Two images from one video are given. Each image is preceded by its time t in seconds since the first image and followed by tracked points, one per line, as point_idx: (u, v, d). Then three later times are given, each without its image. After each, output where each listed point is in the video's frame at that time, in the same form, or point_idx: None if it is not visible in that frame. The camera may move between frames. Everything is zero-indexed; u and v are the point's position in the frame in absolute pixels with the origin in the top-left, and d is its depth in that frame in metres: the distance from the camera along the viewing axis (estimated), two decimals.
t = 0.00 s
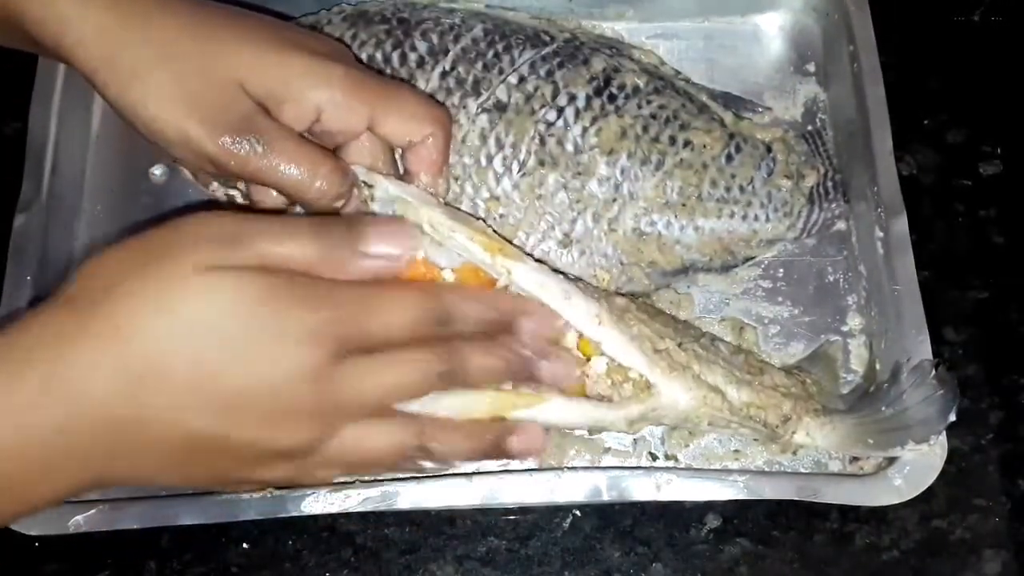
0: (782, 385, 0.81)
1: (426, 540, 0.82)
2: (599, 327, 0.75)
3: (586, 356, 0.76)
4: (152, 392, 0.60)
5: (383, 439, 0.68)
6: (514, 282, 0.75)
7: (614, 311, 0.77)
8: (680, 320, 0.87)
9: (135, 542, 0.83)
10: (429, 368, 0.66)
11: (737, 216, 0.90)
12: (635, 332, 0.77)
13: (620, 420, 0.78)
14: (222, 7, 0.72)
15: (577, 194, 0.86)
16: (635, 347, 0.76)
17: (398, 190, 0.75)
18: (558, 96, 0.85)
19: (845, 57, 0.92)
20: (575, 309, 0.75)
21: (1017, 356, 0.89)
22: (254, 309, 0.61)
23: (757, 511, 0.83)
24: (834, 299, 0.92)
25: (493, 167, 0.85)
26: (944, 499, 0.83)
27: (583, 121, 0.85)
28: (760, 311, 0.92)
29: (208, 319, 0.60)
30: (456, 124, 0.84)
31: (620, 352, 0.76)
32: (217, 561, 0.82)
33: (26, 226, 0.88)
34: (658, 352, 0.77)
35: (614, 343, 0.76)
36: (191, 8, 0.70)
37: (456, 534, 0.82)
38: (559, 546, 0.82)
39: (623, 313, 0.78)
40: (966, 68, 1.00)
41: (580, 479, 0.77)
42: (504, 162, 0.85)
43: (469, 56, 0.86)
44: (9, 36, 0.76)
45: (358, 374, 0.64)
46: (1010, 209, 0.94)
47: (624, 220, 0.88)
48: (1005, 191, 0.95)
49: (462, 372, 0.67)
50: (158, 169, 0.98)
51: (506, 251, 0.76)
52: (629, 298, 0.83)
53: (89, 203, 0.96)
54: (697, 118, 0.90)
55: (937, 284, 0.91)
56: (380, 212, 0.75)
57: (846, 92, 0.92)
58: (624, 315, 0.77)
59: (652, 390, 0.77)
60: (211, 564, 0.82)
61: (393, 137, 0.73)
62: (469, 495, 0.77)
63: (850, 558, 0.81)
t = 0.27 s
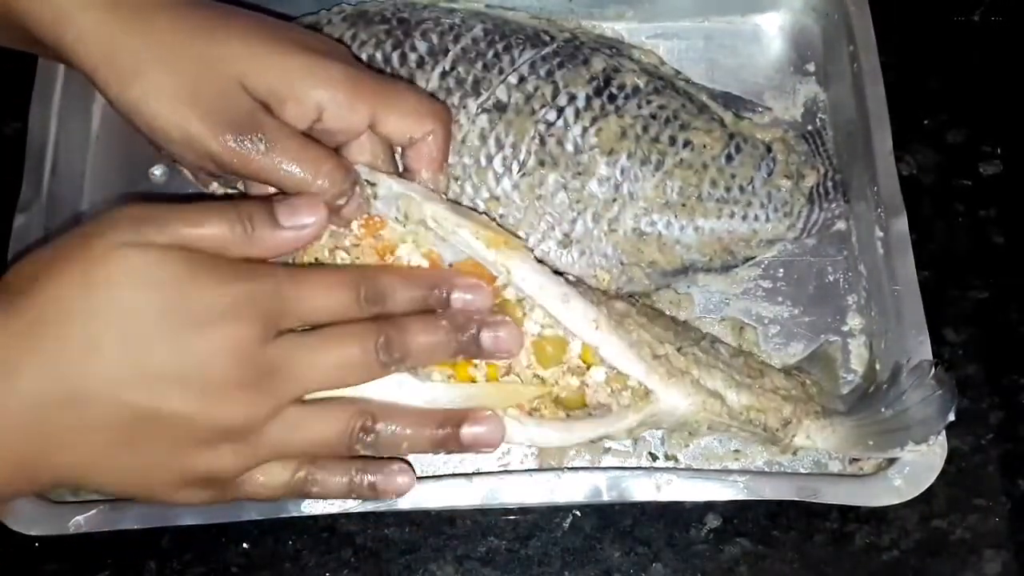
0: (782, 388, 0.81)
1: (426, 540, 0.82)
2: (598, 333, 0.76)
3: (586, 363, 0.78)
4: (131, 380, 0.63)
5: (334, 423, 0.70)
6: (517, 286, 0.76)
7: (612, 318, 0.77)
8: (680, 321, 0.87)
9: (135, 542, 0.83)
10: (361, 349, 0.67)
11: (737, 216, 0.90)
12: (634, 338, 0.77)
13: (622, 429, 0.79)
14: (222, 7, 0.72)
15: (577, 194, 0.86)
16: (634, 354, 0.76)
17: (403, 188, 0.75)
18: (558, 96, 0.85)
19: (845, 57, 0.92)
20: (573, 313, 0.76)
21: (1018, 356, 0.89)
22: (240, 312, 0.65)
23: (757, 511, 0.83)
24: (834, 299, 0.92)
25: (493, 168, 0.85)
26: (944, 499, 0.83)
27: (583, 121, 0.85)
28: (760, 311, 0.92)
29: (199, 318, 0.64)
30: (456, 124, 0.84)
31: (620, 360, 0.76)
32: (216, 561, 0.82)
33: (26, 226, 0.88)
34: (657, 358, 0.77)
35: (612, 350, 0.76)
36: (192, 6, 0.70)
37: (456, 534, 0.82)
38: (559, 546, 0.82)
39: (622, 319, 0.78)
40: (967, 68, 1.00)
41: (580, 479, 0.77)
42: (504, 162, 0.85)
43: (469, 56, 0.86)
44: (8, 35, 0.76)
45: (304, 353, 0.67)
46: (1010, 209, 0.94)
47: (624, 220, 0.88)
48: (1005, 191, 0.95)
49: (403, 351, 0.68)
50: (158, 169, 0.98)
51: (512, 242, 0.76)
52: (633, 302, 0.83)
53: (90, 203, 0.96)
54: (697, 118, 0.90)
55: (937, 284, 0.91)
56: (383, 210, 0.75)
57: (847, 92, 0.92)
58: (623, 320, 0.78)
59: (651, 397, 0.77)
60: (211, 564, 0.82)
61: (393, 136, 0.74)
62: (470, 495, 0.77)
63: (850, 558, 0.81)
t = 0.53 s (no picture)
0: (781, 387, 0.81)
1: (427, 540, 0.83)
2: (597, 331, 0.76)
3: (585, 361, 0.80)
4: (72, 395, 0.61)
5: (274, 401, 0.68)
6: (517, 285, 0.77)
7: (612, 316, 0.77)
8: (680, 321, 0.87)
9: (135, 542, 0.83)
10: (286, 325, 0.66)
11: (736, 216, 0.90)
12: (633, 336, 0.77)
13: (623, 427, 0.79)
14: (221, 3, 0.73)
15: (577, 194, 0.86)
16: (632, 351, 0.77)
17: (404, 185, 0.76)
18: (558, 97, 0.86)
19: (844, 58, 0.92)
20: (572, 312, 0.76)
21: (1017, 356, 0.89)
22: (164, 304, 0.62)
23: (756, 511, 0.83)
24: (833, 299, 0.92)
25: (493, 168, 0.85)
26: (943, 499, 0.83)
27: (583, 122, 0.86)
28: (759, 311, 0.92)
29: (138, 328, 0.61)
30: (457, 125, 0.85)
31: (619, 357, 0.76)
32: (217, 561, 0.82)
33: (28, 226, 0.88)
34: (656, 356, 0.77)
35: (611, 348, 0.76)
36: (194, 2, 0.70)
37: (456, 534, 0.82)
38: (559, 545, 0.82)
39: (620, 316, 0.78)
40: (965, 70, 1.00)
41: (579, 479, 0.77)
42: (504, 163, 0.85)
43: (469, 57, 0.86)
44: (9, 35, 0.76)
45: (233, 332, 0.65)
46: (1009, 210, 0.94)
47: (623, 221, 0.88)
48: (1004, 192, 0.95)
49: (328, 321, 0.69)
50: (158, 169, 0.98)
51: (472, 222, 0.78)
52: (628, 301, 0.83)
53: (92, 201, 0.95)
54: (697, 119, 0.91)
55: (936, 284, 0.92)
56: (383, 207, 0.76)
57: (846, 93, 0.93)
58: (623, 317, 0.78)
59: (650, 396, 0.78)
60: (211, 563, 0.82)
61: (393, 130, 0.75)
62: (469, 495, 0.77)
63: (850, 558, 0.81)
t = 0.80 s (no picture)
0: (781, 389, 0.81)
1: (427, 540, 0.82)
2: (597, 334, 0.76)
3: (586, 364, 0.79)
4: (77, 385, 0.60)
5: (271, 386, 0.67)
6: (517, 289, 0.76)
7: (612, 320, 0.77)
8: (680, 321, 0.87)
9: (135, 542, 0.83)
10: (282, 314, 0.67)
11: (736, 216, 0.90)
12: (633, 339, 0.77)
13: (623, 431, 0.79)
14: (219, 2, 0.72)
15: (577, 194, 0.86)
16: (632, 355, 0.76)
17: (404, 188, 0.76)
18: (558, 96, 0.85)
19: (845, 57, 0.92)
20: (572, 315, 0.76)
21: (1018, 356, 0.89)
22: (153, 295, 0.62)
23: (757, 511, 0.83)
24: (834, 299, 0.92)
25: (493, 168, 0.85)
26: (944, 499, 0.83)
27: (583, 121, 0.85)
28: (760, 311, 0.92)
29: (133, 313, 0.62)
30: (457, 124, 0.84)
31: (618, 361, 0.76)
32: (216, 561, 0.82)
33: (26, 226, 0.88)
34: (656, 360, 0.77)
35: (611, 351, 0.76)
36: None
37: (456, 534, 0.82)
38: (559, 546, 0.82)
39: (620, 319, 0.78)
40: (966, 69, 1.00)
41: (579, 480, 0.77)
42: (504, 162, 0.85)
43: (469, 57, 0.86)
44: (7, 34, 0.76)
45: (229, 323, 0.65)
46: (1010, 209, 0.94)
47: (623, 220, 0.88)
48: (1005, 191, 0.95)
49: (320, 319, 0.69)
50: (158, 169, 0.98)
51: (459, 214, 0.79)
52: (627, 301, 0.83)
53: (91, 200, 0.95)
54: (697, 118, 0.90)
55: (937, 284, 0.91)
56: (383, 209, 0.76)
57: (847, 92, 0.92)
58: (623, 321, 0.78)
59: (650, 400, 0.77)
60: (211, 563, 0.82)
61: (393, 132, 0.74)
62: (469, 495, 0.77)
63: (850, 558, 0.81)
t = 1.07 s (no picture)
0: (780, 387, 0.80)
1: (427, 540, 0.82)
2: (596, 330, 0.76)
3: (585, 362, 0.79)
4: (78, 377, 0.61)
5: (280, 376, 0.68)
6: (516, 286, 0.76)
7: (611, 317, 0.77)
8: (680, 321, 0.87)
9: (135, 542, 0.83)
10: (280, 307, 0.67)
11: (736, 216, 0.90)
12: (633, 336, 0.77)
13: (623, 429, 0.78)
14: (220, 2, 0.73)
15: (577, 195, 0.86)
16: (631, 352, 0.76)
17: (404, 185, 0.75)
18: (558, 96, 0.85)
19: (845, 57, 0.92)
20: (571, 313, 0.76)
21: (1018, 356, 0.89)
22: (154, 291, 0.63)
23: (757, 511, 0.83)
24: (833, 299, 0.92)
25: (493, 168, 0.85)
26: (944, 499, 0.83)
27: (583, 121, 0.85)
28: (760, 311, 0.92)
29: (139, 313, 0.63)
30: (457, 124, 0.85)
31: (617, 358, 0.76)
32: (217, 561, 0.82)
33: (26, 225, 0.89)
34: (655, 357, 0.77)
35: (610, 347, 0.76)
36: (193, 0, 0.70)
37: (456, 535, 0.82)
38: (559, 546, 0.82)
39: (619, 315, 0.78)
40: (966, 69, 1.00)
41: (579, 480, 0.77)
42: (504, 162, 0.85)
43: (468, 57, 0.86)
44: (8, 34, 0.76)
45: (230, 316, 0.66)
46: (1010, 209, 0.94)
47: (623, 221, 0.88)
48: (1005, 191, 0.95)
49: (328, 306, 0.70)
50: (158, 169, 0.99)
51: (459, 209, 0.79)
52: (625, 299, 0.83)
53: (91, 198, 0.95)
54: (697, 118, 0.90)
55: (937, 284, 0.91)
56: (382, 206, 0.75)
57: (846, 92, 0.92)
58: (621, 318, 0.78)
59: (650, 397, 0.77)
60: (211, 563, 0.82)
61: (390, 128, 0.74)
62: (468, 495, 0.77)
63: (850, 558, 0.81)
